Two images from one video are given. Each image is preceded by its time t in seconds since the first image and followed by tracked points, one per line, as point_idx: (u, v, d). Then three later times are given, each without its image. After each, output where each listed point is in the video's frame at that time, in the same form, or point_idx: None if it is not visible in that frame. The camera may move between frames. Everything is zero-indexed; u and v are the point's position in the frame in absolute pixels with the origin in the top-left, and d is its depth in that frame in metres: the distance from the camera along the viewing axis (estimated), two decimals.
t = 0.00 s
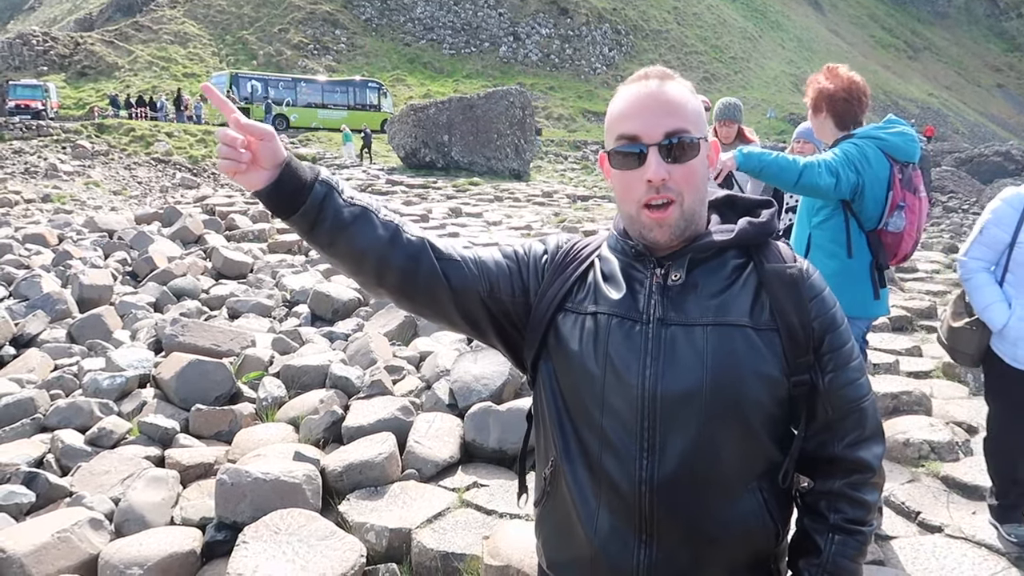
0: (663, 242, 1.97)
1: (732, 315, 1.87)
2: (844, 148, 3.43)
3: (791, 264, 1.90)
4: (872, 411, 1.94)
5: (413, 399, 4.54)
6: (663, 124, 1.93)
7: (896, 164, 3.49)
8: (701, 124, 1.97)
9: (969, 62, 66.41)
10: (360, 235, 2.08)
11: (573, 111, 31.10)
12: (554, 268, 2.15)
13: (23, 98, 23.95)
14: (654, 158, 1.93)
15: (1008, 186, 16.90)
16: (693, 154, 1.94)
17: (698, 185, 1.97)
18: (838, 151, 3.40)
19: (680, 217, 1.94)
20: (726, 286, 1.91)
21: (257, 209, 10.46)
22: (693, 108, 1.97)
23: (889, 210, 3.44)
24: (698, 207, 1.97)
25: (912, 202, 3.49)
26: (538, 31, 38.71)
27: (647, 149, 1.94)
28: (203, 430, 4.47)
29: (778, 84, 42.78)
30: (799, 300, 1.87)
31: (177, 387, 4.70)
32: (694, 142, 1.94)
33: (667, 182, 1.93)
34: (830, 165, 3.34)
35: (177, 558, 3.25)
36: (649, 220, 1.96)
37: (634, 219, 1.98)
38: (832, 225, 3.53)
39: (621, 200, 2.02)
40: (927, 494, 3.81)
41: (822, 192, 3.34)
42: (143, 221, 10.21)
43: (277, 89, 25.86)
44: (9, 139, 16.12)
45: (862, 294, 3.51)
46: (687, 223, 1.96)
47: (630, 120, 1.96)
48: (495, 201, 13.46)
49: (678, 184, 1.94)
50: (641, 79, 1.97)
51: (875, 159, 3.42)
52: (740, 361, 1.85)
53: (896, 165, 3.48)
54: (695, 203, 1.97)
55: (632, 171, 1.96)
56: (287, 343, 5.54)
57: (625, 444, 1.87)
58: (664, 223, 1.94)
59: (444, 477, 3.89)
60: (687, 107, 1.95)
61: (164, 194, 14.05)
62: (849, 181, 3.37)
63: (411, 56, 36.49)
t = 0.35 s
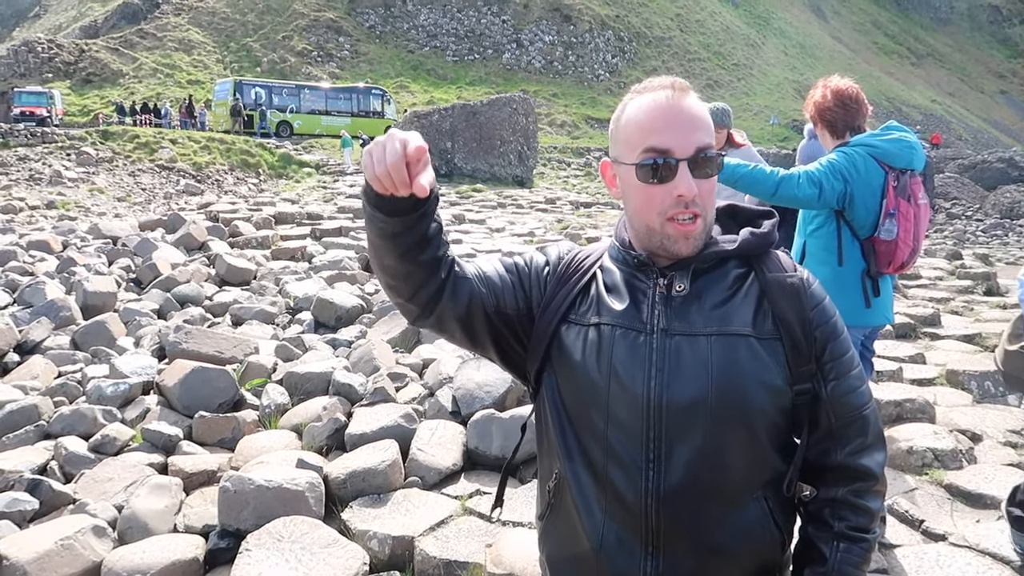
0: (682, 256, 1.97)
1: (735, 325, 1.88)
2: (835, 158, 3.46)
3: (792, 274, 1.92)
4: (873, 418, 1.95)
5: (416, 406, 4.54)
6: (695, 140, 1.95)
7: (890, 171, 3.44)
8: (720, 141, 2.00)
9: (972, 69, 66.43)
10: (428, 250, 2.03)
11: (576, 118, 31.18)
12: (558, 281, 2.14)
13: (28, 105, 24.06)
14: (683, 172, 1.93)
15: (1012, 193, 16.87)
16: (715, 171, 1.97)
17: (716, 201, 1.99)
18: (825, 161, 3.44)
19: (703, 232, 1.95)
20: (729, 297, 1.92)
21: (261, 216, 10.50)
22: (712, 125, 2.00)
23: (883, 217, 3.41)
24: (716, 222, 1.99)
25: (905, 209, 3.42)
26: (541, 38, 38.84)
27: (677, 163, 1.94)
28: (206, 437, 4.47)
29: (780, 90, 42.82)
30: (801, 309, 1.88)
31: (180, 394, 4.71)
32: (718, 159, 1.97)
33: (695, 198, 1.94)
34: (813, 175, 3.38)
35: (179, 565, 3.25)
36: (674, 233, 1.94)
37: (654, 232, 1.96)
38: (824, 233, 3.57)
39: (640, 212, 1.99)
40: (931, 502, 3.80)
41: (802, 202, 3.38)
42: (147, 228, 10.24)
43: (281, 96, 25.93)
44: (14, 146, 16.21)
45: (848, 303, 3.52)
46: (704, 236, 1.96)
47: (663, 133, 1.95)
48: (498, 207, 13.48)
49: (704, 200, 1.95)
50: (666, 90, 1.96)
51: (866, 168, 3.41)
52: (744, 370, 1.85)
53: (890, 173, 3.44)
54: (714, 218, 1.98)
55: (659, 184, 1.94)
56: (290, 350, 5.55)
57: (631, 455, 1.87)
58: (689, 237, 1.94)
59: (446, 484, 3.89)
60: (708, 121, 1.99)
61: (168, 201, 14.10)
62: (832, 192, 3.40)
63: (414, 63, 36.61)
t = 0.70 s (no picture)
0: (667, 263, 1.94)
1: (733, 332, 1.88)
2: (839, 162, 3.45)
3: (790, 279, 1.92)
4: (874, 425, 1.94)
5: (418, 411, 4.54)
6: (672, 145, 1.90)
7: (893, 176, 3.45)
8: (708, 143, 1.94)
9: (974, 72, 66.36)
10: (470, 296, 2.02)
11: (578, 122, 31.19)
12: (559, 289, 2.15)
13: (31, 111, 24.14)
14: (659, 178, 1.90)
15: (1016, 196, 16.82)
16: (699, 176, 1.91)
17: (701, 207, 1.94)
18: (828, 168, 3.42)
19: (683, 238, 1.92)
20: (727, 303, 1.92)
21: (263, 221, 10.51)
22: (700, 125, 1.94)
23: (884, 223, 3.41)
24: (700, 228, 1.95)
25: (908, 213, 3.43)
26: (543, 43, 38.91)
27: (653, 168, 1.90)
28: (208, 442, 4.47)
29: (783, 94, 42.80)
30: (800, 316, 1.88)
31: (182, 399, 4.71)
32: (701, 162, 1.91)
33: (672, 204, 1.90)
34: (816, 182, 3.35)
35: (180, 570, 3.24)
36: (652, 239, 1.93)
37: (636, 238, 1.95)
38: (827, 238, 3.55)
39: (623, 219, 1.98)
40: (934, 507, 3.78)
41: (805, 210, 3.35)
42: (150, 233, 10.26)
43: (283, 102, 25.97)
44: (18, 152, 16.26)
45: (846, 307, 3.52)
46: (691, 243, 1.93)
47: (639, 140, 1.92)
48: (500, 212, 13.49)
49: (683, 206, 1.91)
50: (647, 94, 1.94)
51: (867, 173, 3.41)
52: (743, 378, 1.85)
53: (894, 176, 3.44)
54: (698, 225, 1.94)
55: (636, 191, 1.92)
56: (292, 355, 5.56)
57: (630, 464, 1.86)
58: (667, 244, 1.91)
59: (448, 489, 3.89)
60: (696, 125, 1.93)
61: (171, 206, 14.12)
62: (835, 197, 3.37)
63: (417, 68, 36.67)
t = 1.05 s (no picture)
0: (645, 268, 1.98)
1: (729, 340, 1.86)
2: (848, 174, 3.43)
3: (787, 285, 1.91)
4: (874, 431, 1.94)
5: (419, 417, 4.53)
6: (639, 152, 1.94)
7: (904, 185, 3.47)
8: (686, 149, 1.95)
9: (975, 79, 66.41)
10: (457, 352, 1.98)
11: (579, 128, 31.24)
12: (558, 300, 2.16)
13: (34, 117, 24.22)
14: (627, 185, 1.95)
15: (1017, 202, 16.80)
16: (672, 182, 1.93)
17: (676, 212, 1.96)
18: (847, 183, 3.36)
19: (654, 244, 1.95)
20: (723, 310, 1.91)
21: (265, 226, 10.54)
22: (678, 131, 1.95)
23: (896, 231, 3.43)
24: (678, 233, 1.96)
25: (919, 222, 3.46)
26: (544, 49, 39.02)
27: (621, 176, 1.96)
28: (208, 448, 4.47)
29: (784, 100, 42.87)
30: (796, 323, 1.88)
31: (182, 405, 4.71)
32: (672, 168, 1.93)
33: (639, 210, 1.95)
34: (837, 202, 3.30)
35: None
36: (623, 245, 1.98)
37: (612, 244, 2.02)
38: (836, 247, 3.53)
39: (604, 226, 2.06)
40: (936, 514, 3.77)
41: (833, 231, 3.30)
42: (152, 238, 10.28)
43: (285, 107, 25.86)
44: (21, 158, 16.32)
45: (856, 316, 3.49)
46: (666, 248, 1.95)
47: (610, 148, 1.99)
48: (501, 218, 13.51)
49: (651, 212, 1.94)
50: (625, 105, 1.97)
51: (882, 185, 3.39)
52: (741, 387, 1.84)
53: (904, 185, 3.46)
54: (673, 230, 1.96)
55: (610, 198, 1.99)
56: (292, 361, 5.56)
57: (626, 475, 1.87)
58: (638, 250, 1.95)
59: (448, 495, 3.88)
60: (671, 133, 1.94)
61: (173, 212, 14.15)
62: (857, 212, 3.34)
63: (418, 75, 36.76)
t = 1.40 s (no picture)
0: (617, 274, 1.98)
1: (728, 341, 1.86)
2: (860, 187, 3.35)
3: (784, 285, 1.91)
4: (873, 431, 1.93)
5: (421, 420, 4.53)
6: (590, 160, 1.94)
7: (912, 186, 3.51)
8: (642, 151, 1.92)
9: (977, 81, 66.38)
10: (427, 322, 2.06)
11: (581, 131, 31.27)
12: (561, 304, 2.17)
13: (37, 120, 24.27)
14: (586, 194, 1.96)
15: (1019, 204, 16.78)
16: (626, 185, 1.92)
17: (638, 215, 1.93)
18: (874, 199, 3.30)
19: (617, 250, 1.94)
20: (721, 311, 1.91)
21: (267, 229, 10.55)
22: (633, 135, 1.94)
23: (915, 233, 3.45)
24: (644, 235, 1.94)
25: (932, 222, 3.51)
26: (546, 52, 39.09)
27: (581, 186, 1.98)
28: (210, 450, 4.47)
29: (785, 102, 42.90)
30: (793, 323, 1.87)
31: (184, 407, 4.71)
32: (625, 171, 1.91)
33: (599, 217, 1.95)
34: (872, 230, 3.25)
35: None
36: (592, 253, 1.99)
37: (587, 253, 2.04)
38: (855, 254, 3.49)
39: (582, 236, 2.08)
40: (938, 517, 3.76)
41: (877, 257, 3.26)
42: (154, 241, 10.28)
43: (287, 110, 25.92)
44: (23, 160, 16.35)
45: (884, 322, 3.45)
46: (635, 251, 1.94)
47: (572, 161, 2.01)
48: (503, 220, 13.52)
49: (610, 217, 1.93)
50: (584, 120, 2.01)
51: (902, 192, 3.38)
52: (740, 388, 1.84)
53: (915, 188, 3.50)
54: (638, 232, 1.94)
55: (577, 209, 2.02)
56: (294, 363, 5.56)
57: (629, 476, 1.87)
58: (605, 257, 1.96)
59: (450, 498, 3.88)
60: (621, 136, 1.93)
61: (175, 214, 14.17)
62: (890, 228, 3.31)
63: (420, 77, 36.81)
